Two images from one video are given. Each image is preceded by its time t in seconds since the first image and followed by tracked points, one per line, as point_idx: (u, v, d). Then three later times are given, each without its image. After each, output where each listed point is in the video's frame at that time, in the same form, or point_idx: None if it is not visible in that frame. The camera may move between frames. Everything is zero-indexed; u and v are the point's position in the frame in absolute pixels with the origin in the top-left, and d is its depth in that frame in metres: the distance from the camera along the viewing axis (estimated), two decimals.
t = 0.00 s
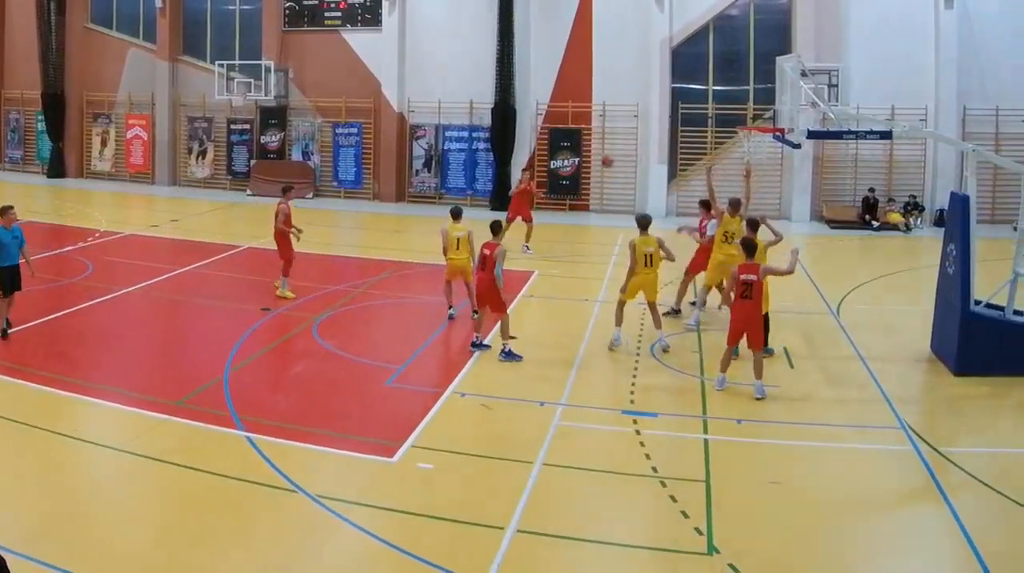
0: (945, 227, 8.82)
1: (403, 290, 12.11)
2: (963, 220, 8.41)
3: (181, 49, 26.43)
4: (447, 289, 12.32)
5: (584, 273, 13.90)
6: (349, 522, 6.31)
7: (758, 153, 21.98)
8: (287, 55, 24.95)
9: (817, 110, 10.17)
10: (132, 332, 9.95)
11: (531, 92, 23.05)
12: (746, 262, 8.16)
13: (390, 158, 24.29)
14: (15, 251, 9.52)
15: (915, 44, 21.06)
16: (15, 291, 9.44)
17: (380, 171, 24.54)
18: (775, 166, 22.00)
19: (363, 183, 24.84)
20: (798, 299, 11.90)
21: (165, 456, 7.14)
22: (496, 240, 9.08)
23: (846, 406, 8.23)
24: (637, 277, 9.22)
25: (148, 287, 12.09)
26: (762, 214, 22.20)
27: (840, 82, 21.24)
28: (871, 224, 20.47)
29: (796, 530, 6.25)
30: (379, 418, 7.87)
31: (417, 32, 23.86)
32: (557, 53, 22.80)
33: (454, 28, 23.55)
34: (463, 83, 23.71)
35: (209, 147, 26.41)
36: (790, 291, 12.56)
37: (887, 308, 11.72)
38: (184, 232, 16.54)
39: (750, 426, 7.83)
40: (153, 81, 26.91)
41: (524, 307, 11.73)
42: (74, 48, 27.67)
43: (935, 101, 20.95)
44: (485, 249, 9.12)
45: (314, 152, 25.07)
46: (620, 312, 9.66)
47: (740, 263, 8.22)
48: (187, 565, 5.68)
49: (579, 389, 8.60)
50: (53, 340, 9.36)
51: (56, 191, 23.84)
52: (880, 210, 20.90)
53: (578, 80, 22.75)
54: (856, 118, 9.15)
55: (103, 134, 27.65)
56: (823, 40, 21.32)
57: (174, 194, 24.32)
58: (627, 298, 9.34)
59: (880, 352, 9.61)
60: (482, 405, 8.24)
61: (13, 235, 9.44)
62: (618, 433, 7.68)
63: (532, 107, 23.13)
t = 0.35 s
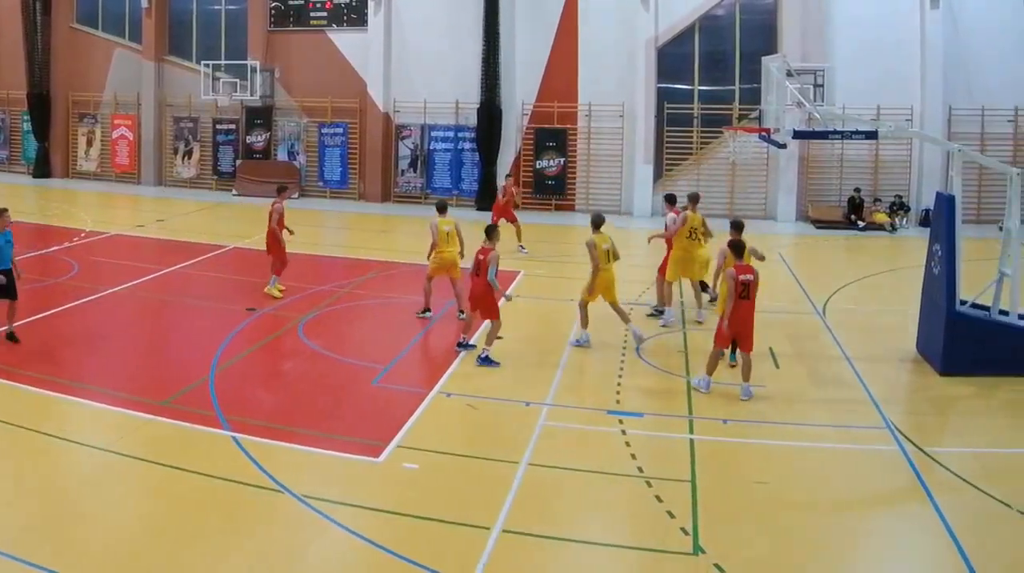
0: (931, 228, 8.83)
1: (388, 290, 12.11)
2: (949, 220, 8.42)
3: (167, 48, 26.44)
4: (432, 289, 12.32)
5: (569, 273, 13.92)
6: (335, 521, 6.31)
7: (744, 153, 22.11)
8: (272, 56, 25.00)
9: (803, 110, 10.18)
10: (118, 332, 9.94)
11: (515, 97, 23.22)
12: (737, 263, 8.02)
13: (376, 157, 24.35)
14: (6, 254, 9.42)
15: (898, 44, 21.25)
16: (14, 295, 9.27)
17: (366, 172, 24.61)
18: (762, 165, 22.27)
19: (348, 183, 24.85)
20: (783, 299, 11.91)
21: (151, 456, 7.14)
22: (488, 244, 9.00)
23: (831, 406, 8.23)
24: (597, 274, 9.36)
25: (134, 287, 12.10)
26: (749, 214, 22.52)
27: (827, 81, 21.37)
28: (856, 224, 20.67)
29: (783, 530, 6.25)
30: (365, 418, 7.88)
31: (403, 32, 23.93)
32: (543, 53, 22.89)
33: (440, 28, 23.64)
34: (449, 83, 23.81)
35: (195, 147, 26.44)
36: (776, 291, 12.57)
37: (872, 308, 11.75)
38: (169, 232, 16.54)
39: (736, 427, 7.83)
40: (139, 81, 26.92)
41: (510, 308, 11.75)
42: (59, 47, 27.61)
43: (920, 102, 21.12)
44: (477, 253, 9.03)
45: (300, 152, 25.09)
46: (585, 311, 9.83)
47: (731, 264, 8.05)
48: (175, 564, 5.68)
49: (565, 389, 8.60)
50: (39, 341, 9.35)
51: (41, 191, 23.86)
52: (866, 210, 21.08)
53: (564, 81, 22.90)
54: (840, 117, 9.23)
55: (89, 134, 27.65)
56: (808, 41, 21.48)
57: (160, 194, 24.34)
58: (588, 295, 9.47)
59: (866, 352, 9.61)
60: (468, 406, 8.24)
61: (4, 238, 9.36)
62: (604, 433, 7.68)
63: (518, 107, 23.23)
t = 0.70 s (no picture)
0: (917, 227, 8.83)
1: (373, 290, 12.10)
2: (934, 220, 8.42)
3: (153, 48, 26.49)
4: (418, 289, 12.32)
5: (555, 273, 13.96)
6: (320, 521, 6.31)
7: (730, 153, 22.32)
8: (258, 55, 25.02)
9: (791, 110, 10.22)
10: (104, 332, 9.94)
11: (502, 95, 23.32)
12: (707, 263, 7.93)
13: (361, 158, 24.44)
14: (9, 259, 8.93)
15: (885, 44, 21.33)
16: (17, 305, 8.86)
17: (352, 171, 24.63)
18: (746, 165, 22.48)
19: (334, 183, 24.93)
20: (770, 299, 11.92)
21: (137, 456, 7.14)
22: (495, 244, 8.92)
23: (816, 406, 8.24)
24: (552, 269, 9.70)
25: (119, 287, 12.10)
26: (734, 214, 22.70)
27: (813, 82, 21.52)
28: (842, 224, 20.80)
29: (769, 530, 6.25)
30: (351, 418, 7.88)
31: (389, 32, 23.91)
32: (529, 53, 23.00)
33: (426, 27, 23.68)
34: (434, 83, 23.85)
35: (181, 147, 26.47)
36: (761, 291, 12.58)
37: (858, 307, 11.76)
38: (153, 233, 16.54)
39: (722, 427, 7.84)
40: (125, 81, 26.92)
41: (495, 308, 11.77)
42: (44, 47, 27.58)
43: (906, 102, 21.29)
44: (485, 251, 8.96)
45: (285, 152, 25.24)
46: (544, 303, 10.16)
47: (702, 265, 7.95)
48: (160, 565, 5.68)
49: (551, 389, 8.60)
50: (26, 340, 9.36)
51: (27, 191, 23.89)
52: (852, 210, 21.20)
53: (550, 81, 22.99)
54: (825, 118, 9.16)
55: (75, 134, 27.65)
56: (794, 41, 21.63)
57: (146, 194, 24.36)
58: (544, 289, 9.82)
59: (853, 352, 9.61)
60: (453, 406, 8.25)
61: (5, 244, 8.87)
62: (590, 433, 7.69)
63: (503, 107, 23.34)
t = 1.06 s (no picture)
0: (904, 228, 8.84)
1: (359, 290, 12.11)
2: (921, 220, 8.43)
3: (139, 48, 26.49)
4: (405, 290, 12.32)
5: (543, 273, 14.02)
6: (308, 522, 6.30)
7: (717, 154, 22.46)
8: (245, 55, 25.08)
9: (776, 111, 10.27)
10: (90, 332, 9.94)
11: (488, 95, 23.48)
12: (681, 261, 7.95)
13: (347, 156, 24.36)
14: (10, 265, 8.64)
15: (871, 44, 21.49)
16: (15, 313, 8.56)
17: (339, 172, 24.64)
18: (734, 165, 22.60)
19: (321, 183, 25.01)
20: (757, 299, 11.94)
21: (125, 456, 7.14)
22: (513, 248, 8.96)
23: (803, 406, 8.24)
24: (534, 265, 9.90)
25: (105, 287, 12.09)
26: (722, 214, 22.78)
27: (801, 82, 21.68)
28: (829, 224, 20.94)
29: (756, 530, 6.25)
30: (338, 418, 7.87)
31: (375, 32, 23.98)
32: (515, 53, 23.21)
33: (413, 27, 23.72)
34: (421, 83, 23.90)
35: (168, 147, 26.46)
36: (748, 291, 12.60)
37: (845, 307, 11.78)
38: (140, 233, 16.53)
39: (709, 427, 7.83)
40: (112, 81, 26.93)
41: (482, 307, 11.78)
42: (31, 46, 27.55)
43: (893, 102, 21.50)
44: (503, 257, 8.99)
45: (272, 152, 25.28)
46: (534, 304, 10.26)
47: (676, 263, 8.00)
48: (148, 565, 5.67)
49: (538, 389, 8.60)
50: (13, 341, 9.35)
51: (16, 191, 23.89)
52: (839, 210, 21.33)
53: (537, 81, 23.15)
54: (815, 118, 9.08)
55: (62, 134, 27.68)
56: (782, 41, 21.83)
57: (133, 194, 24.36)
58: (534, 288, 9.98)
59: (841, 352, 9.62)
60: (441, 406, 8.24)
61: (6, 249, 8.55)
62: (578, 433, 7.68)
63: (491, 107, 23.53)
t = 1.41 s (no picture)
0: (891, 227, 8.84)
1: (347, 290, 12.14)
2: (908, 219, 8.43)
3: (126, 48, 26.50)
4: (390, 289, 12.33)
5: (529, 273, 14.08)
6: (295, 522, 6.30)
7: (704, 153, 22.52)
8: (232, 55, 25.04)
9: (764, 111, 10.42)
10: (78, 332, 9.94)
11: (476, 95, 23.51)
12: (663, 256, 8.15)
13: (336, 160, 24.50)
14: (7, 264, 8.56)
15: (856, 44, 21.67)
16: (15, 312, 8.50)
17: (326, 172, 24.71)
18: (722, 165, 22.67)
19: (309, 183, 25.05)
20: (744, 299, 11.96)
21: (113, 456, 7.13)
22: (527, 247, 9.05)
23: (789, 406, 8.25)
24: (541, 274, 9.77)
25: (92, 286, 12.09)
26: (709, 214, 22.90)
27: (788, 81, 21.81)
28: (816, 224, 21.00)
29: (745, 531, 6.25)
30: (326, 418, 7.87)
31: (363, 32, 24.05)
32: (502, 54, 23.19)
33: (400, 27, 23.79)
34: (409, 83, 23.96)
35: (155, 147, 26.42)
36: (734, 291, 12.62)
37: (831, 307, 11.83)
38: (126, 233, 16.52)
39: (696, 426, 7.84)
40: (99, 81, 26.92)
41: (468, 308, 11.80)
42: (17, 46, 27.51)
43: (880, 101, 21.67)
44: (517, 257, 9.07)
45: (259, 153, 25.22)
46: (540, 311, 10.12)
47: (659, 259, 8.20)
48: (135, 565, 5.66)
49: (526, 389, 8.60)
50: None
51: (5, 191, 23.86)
52: (825, 210, 21.41)
53: (524, 81, 23.17)
54: (802, 119, 9.07)
55: (49, 134, 27.64)
56: (769, 41, 21.94)
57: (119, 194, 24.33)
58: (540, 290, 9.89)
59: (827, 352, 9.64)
60: (428, 405, 8.25)
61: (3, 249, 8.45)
62: (565, 433, 7.69)
63: (478, 107, 23.55)
